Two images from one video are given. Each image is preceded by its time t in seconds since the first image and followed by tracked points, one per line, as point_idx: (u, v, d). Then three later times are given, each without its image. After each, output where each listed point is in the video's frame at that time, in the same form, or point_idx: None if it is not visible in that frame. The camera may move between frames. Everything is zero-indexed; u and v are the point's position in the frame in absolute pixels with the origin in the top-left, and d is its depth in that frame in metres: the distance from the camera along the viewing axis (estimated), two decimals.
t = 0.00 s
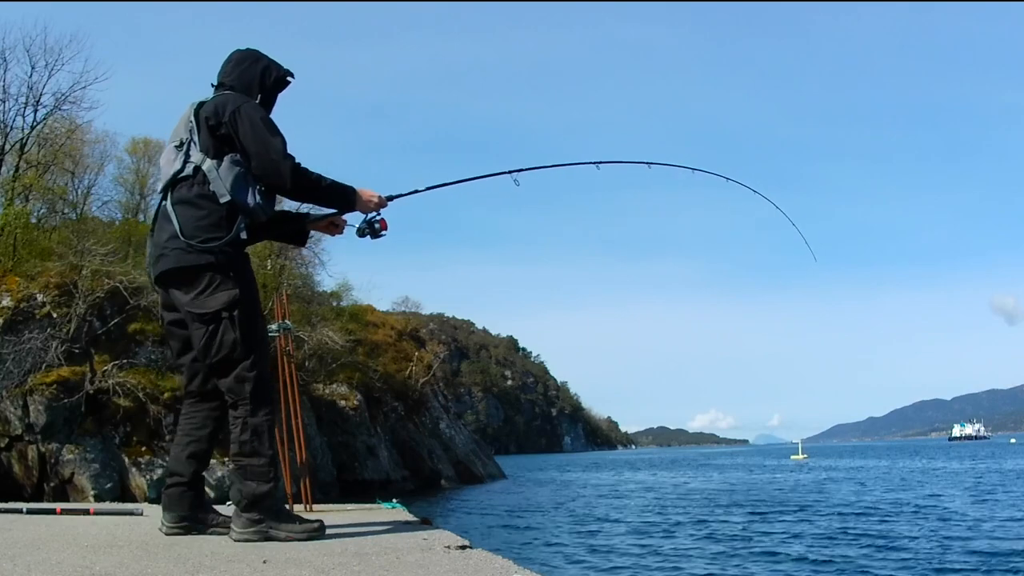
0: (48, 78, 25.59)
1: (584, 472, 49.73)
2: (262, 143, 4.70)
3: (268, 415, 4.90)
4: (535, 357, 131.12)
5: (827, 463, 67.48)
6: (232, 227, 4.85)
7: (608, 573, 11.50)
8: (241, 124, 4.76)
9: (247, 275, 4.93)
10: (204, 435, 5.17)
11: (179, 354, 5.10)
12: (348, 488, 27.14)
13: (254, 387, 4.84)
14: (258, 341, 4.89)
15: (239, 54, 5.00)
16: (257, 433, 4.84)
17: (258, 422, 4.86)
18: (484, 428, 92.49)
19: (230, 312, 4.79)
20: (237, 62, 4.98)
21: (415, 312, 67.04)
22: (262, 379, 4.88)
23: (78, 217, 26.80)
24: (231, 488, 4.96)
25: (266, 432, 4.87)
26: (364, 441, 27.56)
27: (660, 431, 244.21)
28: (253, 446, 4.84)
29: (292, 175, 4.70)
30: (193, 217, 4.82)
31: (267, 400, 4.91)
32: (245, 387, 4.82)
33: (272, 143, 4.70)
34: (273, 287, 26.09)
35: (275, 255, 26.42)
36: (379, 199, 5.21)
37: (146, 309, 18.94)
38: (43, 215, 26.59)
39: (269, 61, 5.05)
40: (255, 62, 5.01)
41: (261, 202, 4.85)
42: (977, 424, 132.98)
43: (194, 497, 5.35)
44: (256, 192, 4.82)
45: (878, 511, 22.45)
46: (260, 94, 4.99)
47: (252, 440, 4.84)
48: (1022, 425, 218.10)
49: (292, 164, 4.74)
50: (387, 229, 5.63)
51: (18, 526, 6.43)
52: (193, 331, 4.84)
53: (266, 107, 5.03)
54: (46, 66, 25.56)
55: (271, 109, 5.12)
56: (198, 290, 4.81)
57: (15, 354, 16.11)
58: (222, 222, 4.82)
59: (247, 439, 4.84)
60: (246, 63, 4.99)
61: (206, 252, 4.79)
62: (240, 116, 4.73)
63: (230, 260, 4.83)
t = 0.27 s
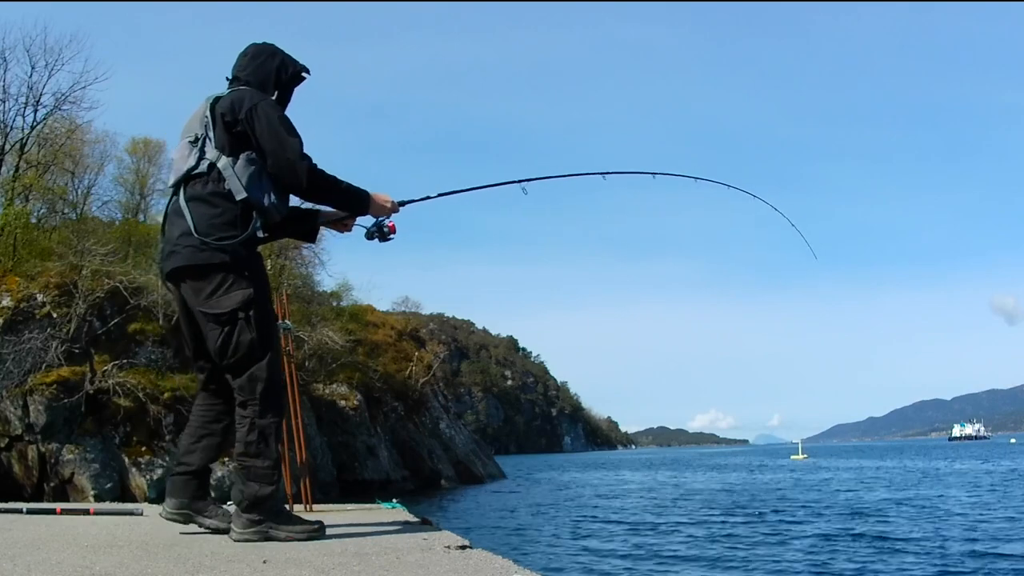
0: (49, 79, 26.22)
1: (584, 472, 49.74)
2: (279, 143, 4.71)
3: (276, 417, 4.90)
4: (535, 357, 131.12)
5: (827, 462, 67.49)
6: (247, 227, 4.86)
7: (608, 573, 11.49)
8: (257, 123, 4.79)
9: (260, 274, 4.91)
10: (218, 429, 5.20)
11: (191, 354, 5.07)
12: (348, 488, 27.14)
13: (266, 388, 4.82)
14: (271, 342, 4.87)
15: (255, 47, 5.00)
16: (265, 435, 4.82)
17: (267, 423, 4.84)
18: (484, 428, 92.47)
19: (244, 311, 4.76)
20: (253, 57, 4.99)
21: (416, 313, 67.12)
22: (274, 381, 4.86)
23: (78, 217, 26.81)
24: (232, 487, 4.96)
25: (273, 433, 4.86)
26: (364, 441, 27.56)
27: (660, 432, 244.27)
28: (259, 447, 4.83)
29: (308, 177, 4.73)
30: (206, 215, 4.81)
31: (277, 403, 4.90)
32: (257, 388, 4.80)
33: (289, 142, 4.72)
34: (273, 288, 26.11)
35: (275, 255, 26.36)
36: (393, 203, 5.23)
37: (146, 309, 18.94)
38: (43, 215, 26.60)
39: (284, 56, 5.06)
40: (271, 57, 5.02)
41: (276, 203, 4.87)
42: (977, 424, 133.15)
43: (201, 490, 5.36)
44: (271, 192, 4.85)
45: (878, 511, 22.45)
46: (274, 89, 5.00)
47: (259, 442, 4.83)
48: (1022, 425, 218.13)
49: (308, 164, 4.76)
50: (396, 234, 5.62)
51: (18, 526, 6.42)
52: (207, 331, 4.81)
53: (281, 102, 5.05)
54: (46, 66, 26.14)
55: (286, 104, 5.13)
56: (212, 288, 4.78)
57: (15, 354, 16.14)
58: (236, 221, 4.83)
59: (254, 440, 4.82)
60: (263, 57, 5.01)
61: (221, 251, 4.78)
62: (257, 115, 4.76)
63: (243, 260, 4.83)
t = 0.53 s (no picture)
0: (49, 78, 26.43)
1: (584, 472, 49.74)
2: (279, 148, 4.69)
3: (273, 418, 4.91)
4: (535, 357, 131.13)
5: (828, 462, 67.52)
6: (241, 228, 4.85)
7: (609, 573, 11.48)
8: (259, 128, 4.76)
9: (253, 275, 4.91)
10: (214, 439, 5.20)
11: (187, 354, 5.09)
12: (348, 488, 27.13)
13: (260, 390, 4.83)
14: (263, 343, 4.87)
15: (267, 54, 4.99)
16: (261, 435, 4.84)
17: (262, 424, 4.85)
18: (484, 428, 92.48)
19: (236, 312, 4.77)
20: (264, 63, 4.98)
21: (415, 312, 67.11)
22: (268, 381, 4.87)
23: (78, 217, 26.82)
24: (230, 489, 4.96)
25: (269, 435, 4.87)
26: (364, 441, 27.56)
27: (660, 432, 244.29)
28: (256, 449, 4.85)
29: (306, 184, 4.71)
30: (202, 215, 4.82)
31: (273, 403, 4.91)
32: (251, 390, 4.82)
33: (290, 149, 4.70)
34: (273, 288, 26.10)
35: (276, 255, 26.28)
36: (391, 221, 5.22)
37: (146, 309, 18.94)
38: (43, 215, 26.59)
39: (296, 64, 5.05)
40: (282, 64, 5.00)
41: (271, 207, 4.85)
42: (977, 424, 133.18)
43: (211, 495, 5.41)
44: (268, 197, 4.83)
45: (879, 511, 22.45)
46: (282, 96, 4.98)
47: (255, 442, 4.85)
48: (1022, 425, 218.14)
49: (308, 172, 4.73)
50: (394, 250, 5.61)
51: (18, 526, 6.42)
52: (199, 331, 4.83)
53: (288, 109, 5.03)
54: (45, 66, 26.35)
55: (293, 111, 5.12)
56: (204, 289, 4.80)
57: (15, 354, 16.14)
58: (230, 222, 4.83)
59: (251, 442, 4.84)
60: (274, 64, 5.00)
61: (213, 251, 4.78)
62: (259, 119, 4.73)
63: (236, 260, 4.83)
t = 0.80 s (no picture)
0: (48, 79, 27.08)
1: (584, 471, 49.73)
2: (274, 160, 4.69)
3: (268, 415, 4.92)
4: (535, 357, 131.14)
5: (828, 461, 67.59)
6: (229, 232, 4.83)
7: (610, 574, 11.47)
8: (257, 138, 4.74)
9: (240, 274, 4.89)
10: (214, 439, 5.20)
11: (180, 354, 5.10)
12: (348, 488, 27.13)
13: (252, 388, 4.85)
14: (254, 341, 4.86)
15: (273, 66, 5.01)
16: (257, 434, 4.85)
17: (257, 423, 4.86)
18: (484, 427, 92.52)
19: (223, 313, 4.75)
20: (270, 75, 4.99)
21: (415, 312, 67.17)
22: (260, 378, 4.88)
23: (78, 217, 26.85)
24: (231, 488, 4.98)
25: (266, 432, 4.88)
26: (364, 440, 27.56)
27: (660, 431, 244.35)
28: (253, 448, 4.85)
29: (299, 199, 4.71)
30: (190, 218, 4.82)
31: (267, 400, 4.92)
32: (245, 389, 4.84)
33: (284, 161, 4.69)
34: (273, 288, 26.10)
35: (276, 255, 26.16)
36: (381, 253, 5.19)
37: (146, 309, 18.95)
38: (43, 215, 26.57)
39: (302, 79, 5.06)
40: (288, 77, 5.02)
41: (262, 216, 4.84)
42: (976, 423, 133.27)
43: (214, 494, 5.42)
44: (259, 205, 4.82)
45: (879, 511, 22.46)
46: (284, 108, 4.99)
47: (251, 441, 4.85)
48: (1022, 425, 218.13)
49: (302, 186, 4.73)
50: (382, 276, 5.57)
51: (18, 526, 6.42)
52: (189, 332, 4.85)
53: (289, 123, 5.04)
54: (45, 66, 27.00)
55: (295, 126, 5.13)
56: (191, 291, 4.80)
57: (15, 354, 16.15)
58: (218, 226, 4.82)
59: (247, 441, 4.85)
60: (279, 76, 5.01)
61: (200, 253, 4.78)
62: (257, 129, 4.72)
63: (222, 262, 4.82)
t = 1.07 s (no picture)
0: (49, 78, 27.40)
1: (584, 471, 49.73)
2: (279, 167, 4.69)
3: (267, 415, 4.92)
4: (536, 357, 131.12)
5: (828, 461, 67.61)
6: (230, 233, 4.84)
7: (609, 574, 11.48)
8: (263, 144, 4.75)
9: (239, 274, 4.90)
10: (214, 439, 5.20)
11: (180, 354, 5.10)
12: (348, 488, 27.13)
13: (252, 388, 4.84)
14: (253, 341, 4.86)
15: (279, 73, 5.01)
16: (257, 434, 4.84)
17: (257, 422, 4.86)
18: (484, 427, 92.52)
19: (222, 313, 4.75)
20: (276, 81, 5.00)
21: (415, 312, 67.21)
22: (260, 377, 4.88)
23: (77, 217, 26.87)
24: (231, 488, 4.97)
25: (266, 432, 4.88)
26: (364, 441, 27.56)
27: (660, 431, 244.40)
28: (253, 447, 4.85)
29: (302, 205, 4.70)
30: (192, 218, 4.83)
31: (267, 400, 4.92)
32: (244, 389, 4.83)
33: (289, 168, 4.69)
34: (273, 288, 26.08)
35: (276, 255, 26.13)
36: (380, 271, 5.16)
37: (146, 309, 18.94)
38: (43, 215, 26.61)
39: (308, 86, 5.07)
40: (293, 84, 5.03)
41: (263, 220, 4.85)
42: (976, 423, 133.29)
43: (215, 493, 5.42)
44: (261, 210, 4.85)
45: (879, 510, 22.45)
46: (290, 115, 4.99)
47: (251, 440, 4.85)
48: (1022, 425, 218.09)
49: (306, 193, 4.73)
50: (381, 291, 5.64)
51: (18, 526, 6.42)
52: (188, 332, 4.84)
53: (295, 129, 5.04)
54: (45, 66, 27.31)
55: (300, 133, 5.13)
56: (190, 290, 4.79)
57: (15, 354, 16.15)
58: (218, 226, 4.82)
59: (247, 441, 4.85)
60: (285, 83, 5.02)
61: (200, 253, 4.79)
62: (264, 135, 4.73)
63: (221, 261, 4.82)
